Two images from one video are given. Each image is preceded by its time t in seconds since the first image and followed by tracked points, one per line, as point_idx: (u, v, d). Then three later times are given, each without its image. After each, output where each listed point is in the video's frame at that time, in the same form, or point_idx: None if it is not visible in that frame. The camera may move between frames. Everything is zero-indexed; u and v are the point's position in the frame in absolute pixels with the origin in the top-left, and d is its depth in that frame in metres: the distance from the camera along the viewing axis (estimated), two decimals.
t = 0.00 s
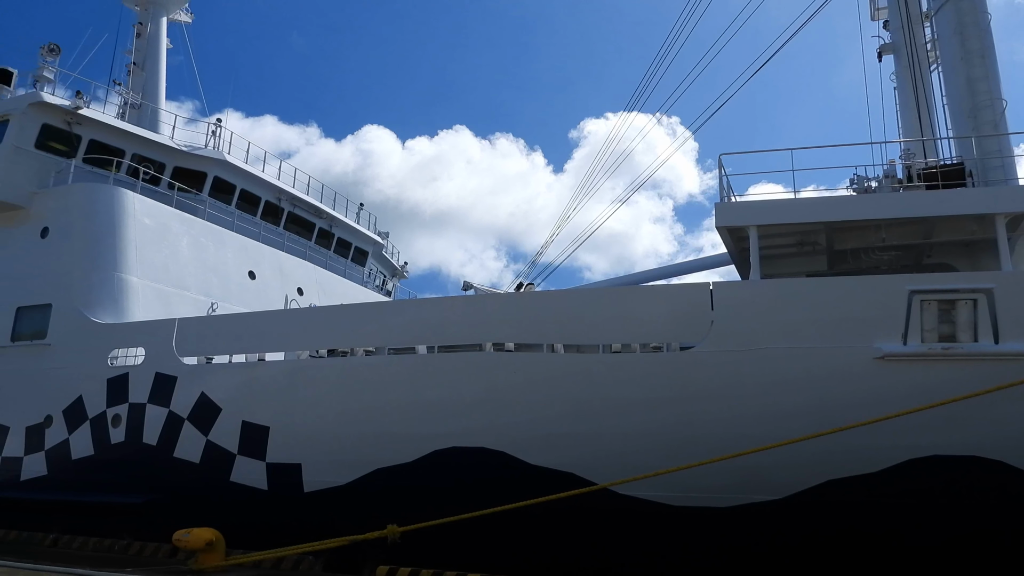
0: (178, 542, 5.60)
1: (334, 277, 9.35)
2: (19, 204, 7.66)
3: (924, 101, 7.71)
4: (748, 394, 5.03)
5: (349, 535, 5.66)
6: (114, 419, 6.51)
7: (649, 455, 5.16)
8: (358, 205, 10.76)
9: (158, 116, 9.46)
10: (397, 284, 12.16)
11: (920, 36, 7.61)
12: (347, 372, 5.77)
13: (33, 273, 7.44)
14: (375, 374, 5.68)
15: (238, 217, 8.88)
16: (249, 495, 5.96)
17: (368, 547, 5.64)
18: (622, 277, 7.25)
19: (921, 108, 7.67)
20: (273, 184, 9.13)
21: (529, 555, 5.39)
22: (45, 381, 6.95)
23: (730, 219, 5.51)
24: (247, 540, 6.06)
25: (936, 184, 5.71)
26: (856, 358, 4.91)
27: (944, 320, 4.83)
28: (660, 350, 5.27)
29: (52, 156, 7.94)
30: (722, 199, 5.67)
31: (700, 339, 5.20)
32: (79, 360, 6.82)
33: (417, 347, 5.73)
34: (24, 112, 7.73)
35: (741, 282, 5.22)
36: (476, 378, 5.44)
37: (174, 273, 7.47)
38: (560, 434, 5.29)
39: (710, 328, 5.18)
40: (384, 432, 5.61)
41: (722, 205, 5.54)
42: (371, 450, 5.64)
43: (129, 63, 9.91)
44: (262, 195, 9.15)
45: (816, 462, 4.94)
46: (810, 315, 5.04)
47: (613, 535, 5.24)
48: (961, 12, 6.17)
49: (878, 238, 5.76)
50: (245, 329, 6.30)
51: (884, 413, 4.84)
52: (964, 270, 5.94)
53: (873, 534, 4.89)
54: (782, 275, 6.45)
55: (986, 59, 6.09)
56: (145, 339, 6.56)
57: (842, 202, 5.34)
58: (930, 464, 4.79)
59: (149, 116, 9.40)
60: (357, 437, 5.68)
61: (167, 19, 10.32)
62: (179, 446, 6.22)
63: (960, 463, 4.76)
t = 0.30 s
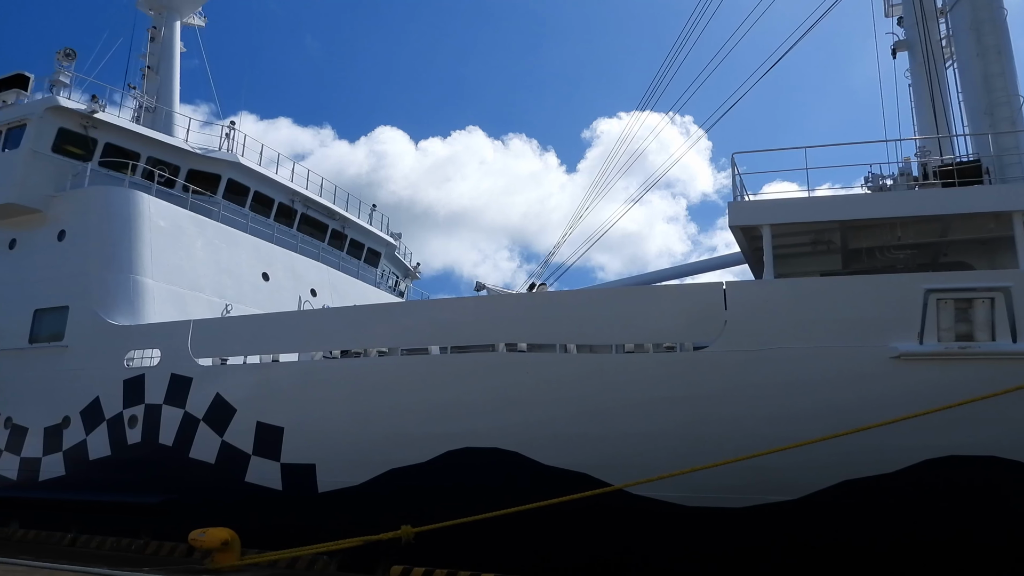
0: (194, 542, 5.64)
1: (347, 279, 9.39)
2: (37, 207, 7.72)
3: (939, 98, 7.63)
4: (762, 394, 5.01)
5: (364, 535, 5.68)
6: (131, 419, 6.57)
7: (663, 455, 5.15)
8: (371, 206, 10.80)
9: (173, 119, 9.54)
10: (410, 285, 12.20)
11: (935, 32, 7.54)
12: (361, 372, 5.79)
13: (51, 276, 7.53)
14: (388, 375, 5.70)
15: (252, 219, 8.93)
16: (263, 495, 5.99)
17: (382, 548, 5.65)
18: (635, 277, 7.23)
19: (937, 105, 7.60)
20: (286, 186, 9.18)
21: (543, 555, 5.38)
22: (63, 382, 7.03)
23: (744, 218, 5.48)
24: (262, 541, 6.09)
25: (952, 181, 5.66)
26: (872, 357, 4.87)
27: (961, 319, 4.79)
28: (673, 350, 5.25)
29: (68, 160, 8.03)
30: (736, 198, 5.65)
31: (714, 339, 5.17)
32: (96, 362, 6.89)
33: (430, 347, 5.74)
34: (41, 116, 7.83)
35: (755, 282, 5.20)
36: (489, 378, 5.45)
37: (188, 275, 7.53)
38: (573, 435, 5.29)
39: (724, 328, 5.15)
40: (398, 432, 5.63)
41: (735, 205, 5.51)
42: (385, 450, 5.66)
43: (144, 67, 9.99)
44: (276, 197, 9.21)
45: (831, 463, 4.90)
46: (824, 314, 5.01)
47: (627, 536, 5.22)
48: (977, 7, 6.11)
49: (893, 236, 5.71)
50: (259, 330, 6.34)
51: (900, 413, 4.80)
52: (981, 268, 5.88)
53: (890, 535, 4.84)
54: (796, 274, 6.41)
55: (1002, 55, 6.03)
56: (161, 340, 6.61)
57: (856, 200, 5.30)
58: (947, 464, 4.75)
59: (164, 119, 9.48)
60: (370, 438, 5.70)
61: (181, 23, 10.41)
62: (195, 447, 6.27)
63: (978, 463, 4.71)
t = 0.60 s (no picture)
0: (209, 542, 5.68)
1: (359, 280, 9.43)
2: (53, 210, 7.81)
3: (954, 95, 7.56)
4: (776, 394, 4.98)
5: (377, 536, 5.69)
6: (146, 421, 6.62)
7: (677, 456, 5.13)
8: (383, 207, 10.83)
9: (186, 122, 9.61)
10: (422, 285, 12.23)
11: (950, 29, 7.47)
12: (373, 373, 5.81)
13: (67, 278, 7.61)
14: (401, 375, 5.72)
15: (265, 220, 8.98)
16: (277, 495, 6.02)
17: (395, 548, 5.66)
18: (647, 277, 7.20)
19: (952, 102, 7.52)
20: (298, 188, 9.23)
21: (556, 555, 5.38)
22: (79, 384, 7.10)
23: (756, 217, 5.45)
24: (276, 541, 6.12)
25: (968, 179, 5.60)
26: (886, 357, 4.84)
27: (977, 318, 4.74)
28: (686, 350, 5.23)
29: (83, 164, 8.12)
30: (748, 197, 5.62)
31: (726, 339, 5.15)
32: (112, 363, 6.95)
33: (442, 348, 5.75)
34: (56, 121, 7.91)
35: (768, 281, 5.17)
36: (501, 379, 5.45)
37: (202, 277, 7.59)
38: (586, 435, 5.28)
39: (737, 328, 5.13)
40: (411, 433, 5.64)
41: (748, 204, 5.49)
42: (398, 451, 5.67)
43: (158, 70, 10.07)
44: (289, 198, 9.25)
45: (846, 463, 4.87)
46: (838, 314, 4.97)
47: (641, 536, 5.21)
48: (992, 3, 6.04)
49: (908, 235, 5.66)
50: (272, 331, 6.37)
51: (917, 413, 4.75)
52: (997, 267, 5.81)
53: (906, 535, 4.80)
54: (809, 273, 6.37)
55: (1019, 51, 5.96)
56: (175, 342, 6.66)
57: (870, 198, 5.26)
58: (964, 465, 4.70)
59: (177, 122, 9.55)
60: (383, 438, 5.71)
61: (193, 26, 10.48)
62: (209, 448, 6.31)
63: (996, 464, 4.65)
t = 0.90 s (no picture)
0: (224, 542, 5.71)
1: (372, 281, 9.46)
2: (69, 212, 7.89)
3: (969, 92, 7.49)
4: (789, 394, 4.95)
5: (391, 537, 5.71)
6: (161, 421, 6.67)
7: (690, 456, 5.11)
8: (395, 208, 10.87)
9: (199, 124, 9.68)
10: (434, 286, 12.25)
11: (965, 25, 7.39)
12: (386, 374, 5.83)
13: (82, 280, 7.68)
14: (413, 376, 5.73)
15: (278, 222, 9.03)
16: (291, 496, 6.05)
17: (408, 548, 5.67)
18: (659, 277, 7.18)
19: (967, 98, 7.44)
20: (311, 189, 9.27)
21: (569, 556, 5.37)
22: (95, 385, 7.16)
23: (769, 216, 5.42)
24: (290, 541, 6.15)
25: (984, 176, 5.55)
26: (902, 357, 4.80)
27: (994, 317, 4.68)
28: (698, 350, 5.21)
29: (98, 167, 8.19)
30: (761, 196, 5.59)
31: (740, 339, 5.13)
32: (127, 364, 7.01)
33: (454, 349, 5.75)
34: (72, 124, 7.99)
35: (782, 280, 5.14)
36: (513, 380, 5.45)
37: (216, 278, 7.64)
38: (599, 435, 5.27)
39: (750, 328, 5.10)
40: (423, 434, 5.65)
41: (760, 203, 5.46)
42: (410, 451, 5.69)
43: (171, 73, 10.15)
44: (301, 200, 9.29)
45: (861, 464, 4.83)
46: (853, 313, 4.93)
47: (654, 537, 5.19)
48: None
49: (923, 233, 5.61)
50: (285, 333, 6.40)
51: (933, 414, 4.71)
52: (1014, 265, 5.75)
53: (923, 536, 4.76)
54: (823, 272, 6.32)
55: None
56: (190, 343, 6.71)
57: (884, 196, 5.22)
58: (982, 466, 4.65)
59: (191, 125, 9.62)
60: (396, 438, 5.73)
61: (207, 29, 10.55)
62: (223, 448, 6.35)
63: (1014, 465, 4.60)
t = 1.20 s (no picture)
0: (238, 542, 5.74)
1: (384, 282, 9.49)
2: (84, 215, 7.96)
3: (985, 89, 7.41)
4: (804, 395, 4.92)
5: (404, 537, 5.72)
6: (176, 422, 6.72)
7: (704, 457, 5.09)
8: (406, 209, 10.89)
9: (212, 127, 9.74)
10: (446, 286, 12.27)
11: (980, 21, 7.32)
12: (399, 375, 5.84)
13: (98, 282, 7.75)
14: (426, 377, 5.74)
15: (291, 223, 9.07)
16: (305, 496, 6.08)
17: (422, 549, 5.68)
18: (671, 277, 7.15)
19: (982, 95, 7.37)
20: (323, 191, 9.30)
21: (582, 557, 5.36)
22: (111, 386, 7.22)
23: (782, 215, 5.39)
24: (303, 541, 6.17)
25: (1000, 174, 5.50)
26: (917, 357, 4.76)
27: (1010, 316, 4.62)
28: (711, 350, 5.19)
29: (112, 170, 8.26)
30: (774, 196, 5.56)
31: (753, 339, 5.10)
32: (142, 366, 7.07)
33: (466, 350, 5.76)
34: (87, 128, 8.07)
35: (795, 280, 5.11)
36: (526, 380, 5.45)
37: (229, 280, 7.68)
38: (611, 436, 5.26)
39: (763, 328, 5.08)
40: (436, 434, 5.66)
41: (773, 202, 5.43)
42: (423, 452, 5.70)
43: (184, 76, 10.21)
44: (313, 202, 9.33)
45: (877, 465, 4.80)
46: (868, 314, 4.90)
47: (668, 537, 5.17)
48: None
49: (938, 232, 5.57)
50: (298, 334, 6.42)
51: (950, 415, 4.66)
52: None
53: (940, 538, 4.71)
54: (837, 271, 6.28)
55: None
56: (204, 345, 6.76)
57: (899, 195, 5.18)
58: (1000, 467, 4.60)
59: (204, 128, 9.69)
60: (409, 439, 5.74)
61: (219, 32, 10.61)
62: (238, 449, 6.39)
63: None
